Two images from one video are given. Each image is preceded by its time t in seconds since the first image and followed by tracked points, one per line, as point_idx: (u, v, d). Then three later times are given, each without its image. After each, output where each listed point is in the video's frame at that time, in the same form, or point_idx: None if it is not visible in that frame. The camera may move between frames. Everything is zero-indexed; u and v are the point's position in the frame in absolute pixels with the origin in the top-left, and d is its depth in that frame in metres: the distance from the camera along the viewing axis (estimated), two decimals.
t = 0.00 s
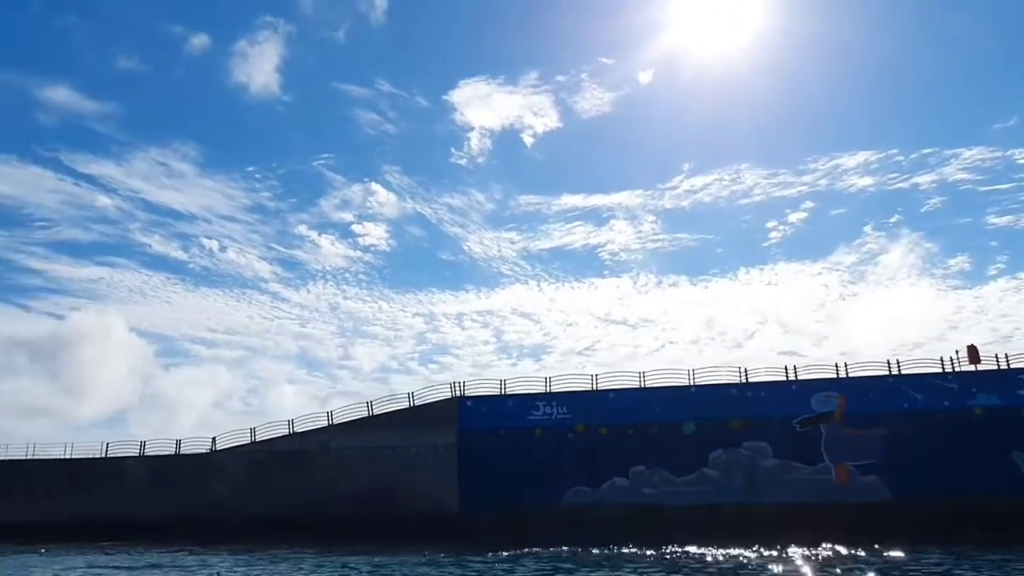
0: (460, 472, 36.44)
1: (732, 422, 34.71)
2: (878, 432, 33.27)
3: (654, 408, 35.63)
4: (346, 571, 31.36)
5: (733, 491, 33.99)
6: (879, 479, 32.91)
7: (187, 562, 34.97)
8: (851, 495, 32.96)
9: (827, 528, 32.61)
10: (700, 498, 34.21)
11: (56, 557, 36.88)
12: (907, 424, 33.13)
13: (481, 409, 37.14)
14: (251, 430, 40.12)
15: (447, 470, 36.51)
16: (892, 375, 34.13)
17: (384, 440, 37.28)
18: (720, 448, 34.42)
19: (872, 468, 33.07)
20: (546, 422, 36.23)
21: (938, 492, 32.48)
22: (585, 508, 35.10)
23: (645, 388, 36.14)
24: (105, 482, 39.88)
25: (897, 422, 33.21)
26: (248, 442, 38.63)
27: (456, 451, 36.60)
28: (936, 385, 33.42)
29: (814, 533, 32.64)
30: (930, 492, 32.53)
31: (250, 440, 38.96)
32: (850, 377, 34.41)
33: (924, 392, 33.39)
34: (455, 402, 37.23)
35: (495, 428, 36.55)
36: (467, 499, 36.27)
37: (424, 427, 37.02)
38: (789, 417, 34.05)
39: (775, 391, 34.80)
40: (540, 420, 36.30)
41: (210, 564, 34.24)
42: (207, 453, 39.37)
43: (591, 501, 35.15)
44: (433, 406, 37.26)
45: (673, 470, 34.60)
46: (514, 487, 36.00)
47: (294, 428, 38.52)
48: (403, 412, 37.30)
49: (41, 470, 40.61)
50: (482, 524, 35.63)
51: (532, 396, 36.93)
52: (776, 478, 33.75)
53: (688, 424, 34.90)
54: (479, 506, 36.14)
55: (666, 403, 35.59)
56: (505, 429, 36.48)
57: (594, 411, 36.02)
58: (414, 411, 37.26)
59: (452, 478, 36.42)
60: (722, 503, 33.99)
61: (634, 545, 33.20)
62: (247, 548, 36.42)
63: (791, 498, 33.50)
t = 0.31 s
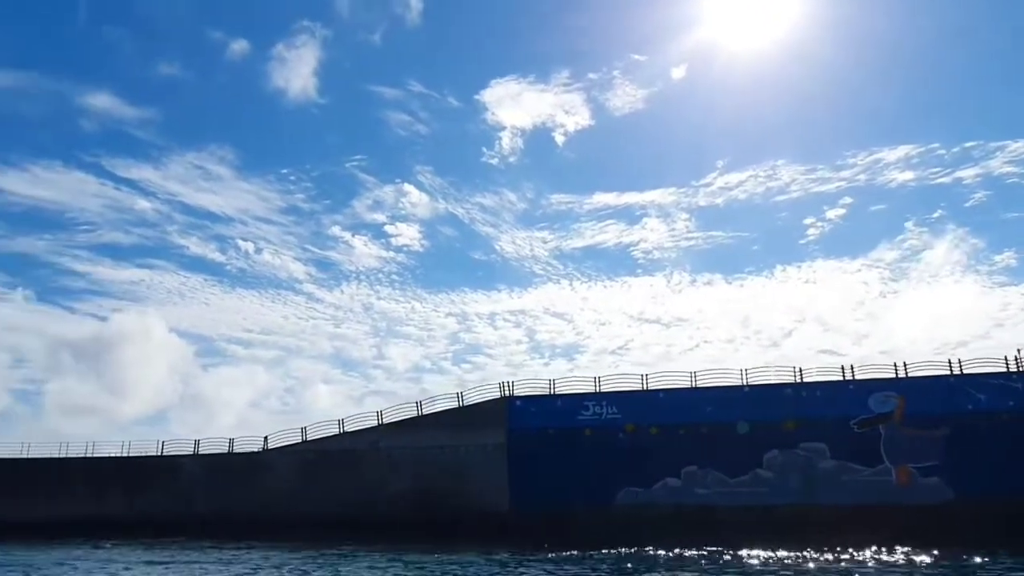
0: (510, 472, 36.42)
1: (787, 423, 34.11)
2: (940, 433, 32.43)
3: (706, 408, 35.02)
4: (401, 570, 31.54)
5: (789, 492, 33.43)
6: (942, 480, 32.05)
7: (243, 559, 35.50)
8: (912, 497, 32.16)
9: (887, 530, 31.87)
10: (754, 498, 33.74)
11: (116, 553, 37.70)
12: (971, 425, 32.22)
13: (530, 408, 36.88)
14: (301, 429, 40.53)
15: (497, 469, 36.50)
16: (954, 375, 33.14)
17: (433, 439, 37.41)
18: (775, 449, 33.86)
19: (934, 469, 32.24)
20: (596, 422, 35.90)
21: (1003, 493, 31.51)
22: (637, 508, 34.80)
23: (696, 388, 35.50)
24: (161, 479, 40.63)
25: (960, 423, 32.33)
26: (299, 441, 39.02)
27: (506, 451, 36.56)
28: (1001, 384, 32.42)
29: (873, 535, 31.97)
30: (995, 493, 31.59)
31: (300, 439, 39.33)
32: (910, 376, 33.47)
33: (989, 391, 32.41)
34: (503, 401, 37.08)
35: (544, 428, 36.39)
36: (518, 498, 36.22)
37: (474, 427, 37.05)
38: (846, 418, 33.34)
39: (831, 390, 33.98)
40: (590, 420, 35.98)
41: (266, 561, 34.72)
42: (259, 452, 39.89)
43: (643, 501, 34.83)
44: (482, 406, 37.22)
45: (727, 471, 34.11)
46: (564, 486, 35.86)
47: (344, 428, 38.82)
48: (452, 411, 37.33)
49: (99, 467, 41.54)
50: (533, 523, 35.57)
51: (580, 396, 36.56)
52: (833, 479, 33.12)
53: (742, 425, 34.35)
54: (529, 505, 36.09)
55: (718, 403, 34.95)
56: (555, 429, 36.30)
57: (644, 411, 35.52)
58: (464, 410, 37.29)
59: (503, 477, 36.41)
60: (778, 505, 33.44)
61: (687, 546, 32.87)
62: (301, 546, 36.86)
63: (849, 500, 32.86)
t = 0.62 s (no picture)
0: (555, 469, 36.29)
1: (837, 419, 33.55)
2: (998, 430, 31.66)
3: (754, 405, 34.60)
4: (452, 565, 31.63)
5: (841, 490, 32.86)
6: (1000, 479, 31.32)
7: (293, 554, 35.82)
8: (969, 495, 31.47)
9: (944, 529, 31.12)
10: (805, 496, 33.25)
11: (166, 547, 38.24)
12: None
13: (574, 406, 36.71)
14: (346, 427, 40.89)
15: (542, 467, 36.42)
16: (1011, 371, 32.36)
17: (478, 437, 37.48)
18: (826, 446, 33.34)
19: (992, 468, 31.51)
20: (642, 419, 35.65)
21: None
22: (685, 506, 34.43)
23: (744, 384, 35.08)
24: (210, 477, 41.21)
25: (1018, 420, 31.55)
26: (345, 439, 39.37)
27: (551, 448, 36.47)
28: None
29: (929, 534, 31.26)
30: None
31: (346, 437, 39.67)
32: (965, 372, 32.71)
33: None
34: (548, 398, 36.95)
35: (589, 425, 36.22)
36: (563, 496, 36.08)
37: (518, 424, 37.03)
38: (899, 415, 32.70)
39: (882, 386, 33.34)
40: (635, 417, 35.73)
41: (316, 556, 35.02)
42: (305, 449, 40.36)
43: (690, 499, 34.46)
44: (527, 403, 37.18)
45: (777, 469, 33.70)
46: (610, 484, 35.64)
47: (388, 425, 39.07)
48: (496, 409, 37.39)
49: (144, 465, 41.65)
50: (579, 521, 35.38)
51: (625, 393, 36.31)
52: (886, 478, 32.53)
53: (791, 422, 33.90)
54: (575, 503, 35.89)
55: (767, 400, 34.52)
56: (600, 426, 36.10)
57: (691, 408, 35.22)
58: (509, 408, 37.33)
59: (548, 475, 36.31)
60: (830, 503, 32.87)
61: (738, 544, 32.39)
62: (349, 543, 37.14)
63: (904, 498, 32.21)
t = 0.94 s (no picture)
0: (595, 465, 36.13)
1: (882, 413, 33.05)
2: None
3: (797, 399, 34.14)
4: (497, 560, 31.66)
5: (888, 485, 32.49)
6: None
7: (335, 549, 36.00)
8: (1020, 490, 31.02)
9: (995, 524, 30.65)
10: (851, 492, 32.90)
11: (208, 543, 38.57)
12: None
13: (612, 401, 36.40)
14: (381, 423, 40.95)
15: (582, 463, 36.29)
16: None
17: (516, 433, 37.40)
18: (871, 441, 32.90)
19: None
20: (682, 414, 35.31)
21: None
22: (728, 501, 34.19)
23: (786, 378, 34.58)
24: (250, 474, 41.56)
25: None
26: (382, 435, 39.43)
27: (590, 444, 36.29)
28: None
29: (980, 529, 30.81)
30: None
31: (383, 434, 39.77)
32: (1015, 364, 32.08)
33: None
34: (586, 393, 36.69)
35: (628, 421, 35.94)
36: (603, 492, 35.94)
37: (557, 420, 36.89)
38: (947, 408, 32.13)
39: (929, 379, 32.71)
40: (675, 412, 35.39)
41: (359, 551, 35.19)
42: (343, 446, 40.52)
43: (733, 495, 34.19)
44: (565, 399, 36.99)
45: (821, 464, 33.36)
46: (651, 480, 35.40)
47: (425, 421, 39.07)
48: (534, 405, 37.24)
49: (185, 462, 42.05)
50: (620, 517, 35.26)
51: (665, 388, 35.92)
52: (935, 472, 32.05)
53: (836, 416, 33.42)
54: (616, 498, 35.70)
55: (810, 394, 34.04)
56: (639, 422, 35.82)
57: (732, 403, 34.83)
58: (547, 404, 37.18)
59: (588, 471, 36.20)
60: (877, 498, 32.56)
61: (784, 540, 32.11)
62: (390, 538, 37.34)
63: (953, 493, 31.73)
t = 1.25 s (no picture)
0: (625, 460, 35.95)
1: (918, 406, 32.76)
2: None
3: (830, 393, 33.88)
4: (530, 555, 31.66)
5: (924, 478, 32.16)
6: None
7: (366, 544, 36.13)
8: None
9: None
10: (886, 486, 32.60)
11: (239, 539, 38.76)
12: None
13: (642, 396, 36.27)
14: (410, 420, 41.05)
15: (612, 458, 36.12)
16: None
17: (546, 429, 37.36)
18: (907, 434, 32.61)
19: None
20: (713, 408, 35.14)
21: None
22: (761, 496, 33.95)
23: (819, 372, 34.31)
24: (279, 471, 41.79)
25: None
26: (411, 431, 39.51)
27: (620, 439, 36.15)
28: None
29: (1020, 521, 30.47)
30: None
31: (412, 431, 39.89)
32: None
33: None
34: (615, 389, 36.58)
35: (658, 416, 35.81)
36: (633, 487, 35.72)
37: (586, 416, 36.80)
38: (984, 401, 31.82)
39: (966, 371, 32.40)
40: (707, 407, 35.23)
41: (390, 546, 35.29)
42: (372, 443, 40.65)
43: (766, 489, 33.96)
44: (594, 394, 36.88)
45: (855, 458, 33.10)
46: (682, 475, 35.21)
47: (454, 418, 39.12)
48: (564, 400, 37.20)
49: (215, 460, 42.35)
50: (651, 513, 35.06)
51: (695, 382, 35.76)
52: (972, 466, 31.77)
53: (870, 410, 33.18)
54: (646, 494, 35.52)
55: (843, 387, 33.77)
56: (670, 417, 35.68)
57: (764, 397, 34.61)
58: (576, 399, 37.12)
59: (618, 466, 36.00)
60: (913, 492, 32.23)
61: (819, 534, 31.80)
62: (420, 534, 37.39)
63: (991, 486, 31.42)
